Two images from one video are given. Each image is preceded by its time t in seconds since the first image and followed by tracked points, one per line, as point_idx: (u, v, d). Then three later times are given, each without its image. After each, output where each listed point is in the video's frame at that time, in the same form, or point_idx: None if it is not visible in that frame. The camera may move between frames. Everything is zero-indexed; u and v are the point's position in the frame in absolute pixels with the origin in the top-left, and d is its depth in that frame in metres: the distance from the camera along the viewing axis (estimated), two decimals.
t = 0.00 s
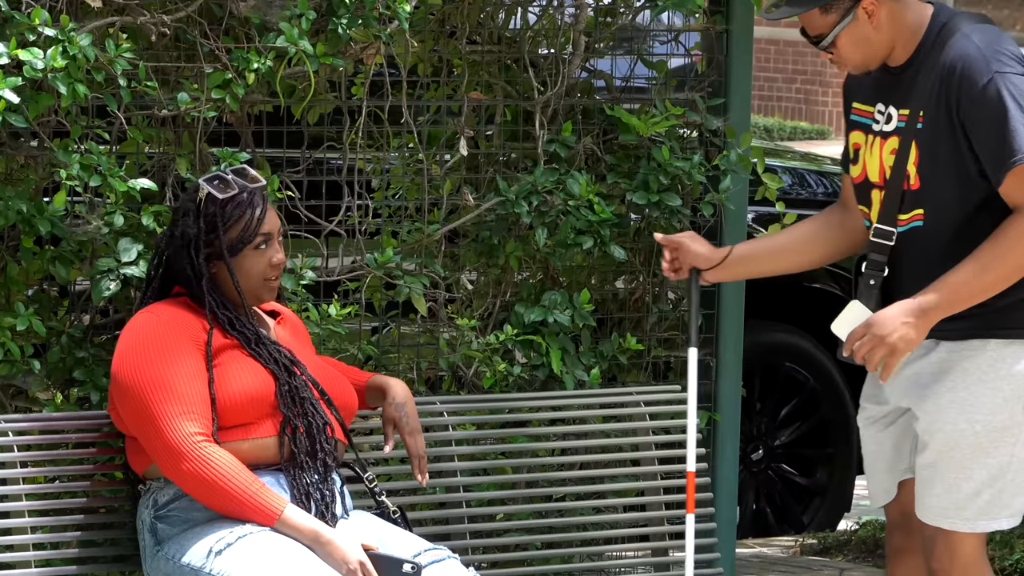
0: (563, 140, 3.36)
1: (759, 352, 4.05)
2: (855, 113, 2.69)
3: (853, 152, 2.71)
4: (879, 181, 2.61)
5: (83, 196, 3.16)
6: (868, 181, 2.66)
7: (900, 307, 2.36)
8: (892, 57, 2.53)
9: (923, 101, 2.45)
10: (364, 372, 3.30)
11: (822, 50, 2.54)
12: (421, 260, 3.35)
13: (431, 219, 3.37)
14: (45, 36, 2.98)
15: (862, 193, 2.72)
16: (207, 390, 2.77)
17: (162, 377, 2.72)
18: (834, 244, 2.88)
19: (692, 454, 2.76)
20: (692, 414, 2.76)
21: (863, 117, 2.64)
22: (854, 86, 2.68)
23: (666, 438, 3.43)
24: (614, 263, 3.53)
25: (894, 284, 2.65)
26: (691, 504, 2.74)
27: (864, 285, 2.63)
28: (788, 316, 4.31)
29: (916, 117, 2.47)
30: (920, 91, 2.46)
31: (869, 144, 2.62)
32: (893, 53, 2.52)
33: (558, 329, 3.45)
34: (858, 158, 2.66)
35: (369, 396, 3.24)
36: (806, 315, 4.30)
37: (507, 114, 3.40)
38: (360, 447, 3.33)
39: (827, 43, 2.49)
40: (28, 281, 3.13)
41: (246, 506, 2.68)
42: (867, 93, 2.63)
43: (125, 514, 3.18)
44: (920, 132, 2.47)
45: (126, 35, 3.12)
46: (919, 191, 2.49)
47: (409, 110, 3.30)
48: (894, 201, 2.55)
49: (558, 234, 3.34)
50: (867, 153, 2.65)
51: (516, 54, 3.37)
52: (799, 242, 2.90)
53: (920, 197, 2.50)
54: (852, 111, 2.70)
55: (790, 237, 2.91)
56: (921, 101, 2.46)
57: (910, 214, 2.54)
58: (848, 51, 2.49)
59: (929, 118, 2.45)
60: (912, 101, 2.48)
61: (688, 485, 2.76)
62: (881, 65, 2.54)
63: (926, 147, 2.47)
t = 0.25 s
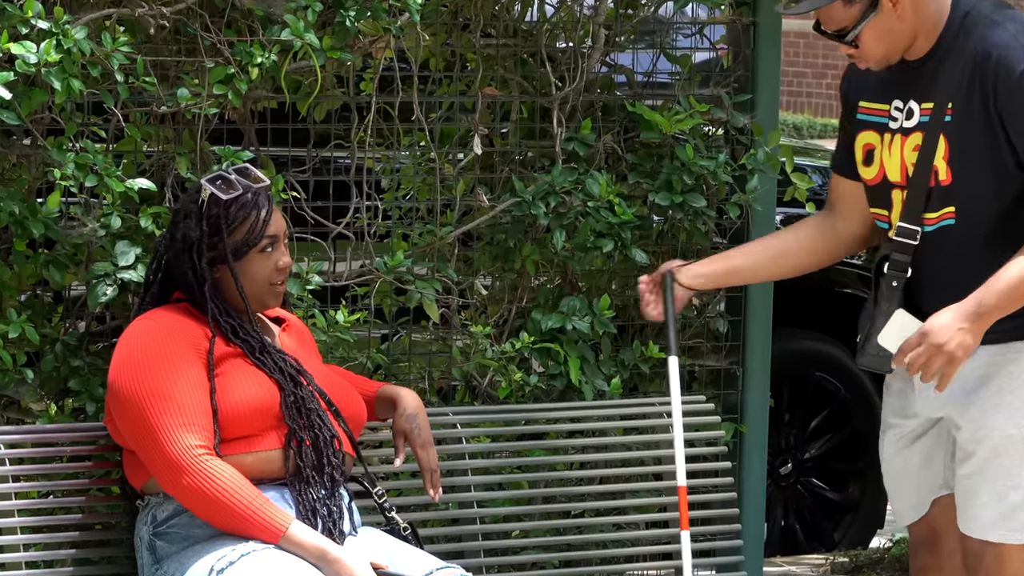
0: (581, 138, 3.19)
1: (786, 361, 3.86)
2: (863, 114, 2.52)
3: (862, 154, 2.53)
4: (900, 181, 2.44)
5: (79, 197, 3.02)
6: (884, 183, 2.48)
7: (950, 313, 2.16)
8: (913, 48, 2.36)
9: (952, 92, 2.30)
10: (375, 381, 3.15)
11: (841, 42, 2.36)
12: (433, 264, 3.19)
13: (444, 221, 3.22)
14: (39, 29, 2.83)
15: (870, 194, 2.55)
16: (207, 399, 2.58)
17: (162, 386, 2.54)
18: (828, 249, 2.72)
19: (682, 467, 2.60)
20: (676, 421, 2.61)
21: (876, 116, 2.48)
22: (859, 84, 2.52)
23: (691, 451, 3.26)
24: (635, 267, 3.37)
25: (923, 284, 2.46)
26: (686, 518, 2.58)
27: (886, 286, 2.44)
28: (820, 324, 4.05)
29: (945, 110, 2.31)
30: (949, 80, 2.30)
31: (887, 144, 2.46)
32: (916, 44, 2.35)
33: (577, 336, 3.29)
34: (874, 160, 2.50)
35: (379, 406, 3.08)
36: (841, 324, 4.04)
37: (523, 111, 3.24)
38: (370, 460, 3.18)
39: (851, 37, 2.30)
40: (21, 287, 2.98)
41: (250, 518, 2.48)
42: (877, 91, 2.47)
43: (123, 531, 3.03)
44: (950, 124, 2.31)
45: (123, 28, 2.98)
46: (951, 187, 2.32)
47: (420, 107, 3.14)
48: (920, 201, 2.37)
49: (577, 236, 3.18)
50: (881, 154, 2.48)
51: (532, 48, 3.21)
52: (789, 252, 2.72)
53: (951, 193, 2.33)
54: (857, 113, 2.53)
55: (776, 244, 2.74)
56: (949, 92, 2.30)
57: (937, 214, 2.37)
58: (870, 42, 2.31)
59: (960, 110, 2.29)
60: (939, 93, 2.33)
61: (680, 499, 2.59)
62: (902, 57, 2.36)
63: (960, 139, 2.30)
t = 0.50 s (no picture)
0: (603, 137, 3.03)
1: (818, 370, 3.71)
2: (889, 111, 2.31)
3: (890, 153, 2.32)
4: (937, 182, 2.23)
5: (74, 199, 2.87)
6: (917, 184, 2.27)
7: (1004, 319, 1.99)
8: (951, 41, 2.14)
9: (1000, 85, 2.09)
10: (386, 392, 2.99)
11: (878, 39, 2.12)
12: (446, 270, 3.04)
13: (457, 224, 3.06)
14: (31, 22, 2.68)
15: (898, 194, 2.34)
16: (211, 412, 2.38)
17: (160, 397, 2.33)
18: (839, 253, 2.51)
19: (706, 484, 2.29)
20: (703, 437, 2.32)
21: (906, 113, 2.27)
22: (888, 79, 2.32)
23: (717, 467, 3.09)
24: (659, 273, 3.21)
25: (961, 283, 2.24)
26: (712, 539, 2.26)
27: (927, 295, 2.23)
28: (854, 334, 3.86)
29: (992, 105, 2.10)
30: (991, 75, 2.10)
31: (920, 144, 2.25)
32: (955, 37, 2.14)
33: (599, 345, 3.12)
34: (905, 160, 2.29)
35: (388, 419, 2.89)
36: (874, 332, 3.86)
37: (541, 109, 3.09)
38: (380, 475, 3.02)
39: (896, 32, 2.06)
40: (12, 293, 2.83)
41: (255, 537, 2.28)
42: (908, 87, 2.26)
43: (120, 551, 2.87)
44: (997, 121, 2.10)
45: (121, 22, 2.83)
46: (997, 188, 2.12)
47: (433, 104, 2.99)
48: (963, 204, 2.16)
49: (598, 241, 3.01)
50: (913, 153, 2.27)
51: (551, 43, 3.05)
52: (793, 261, 2.51)
53: (997, 194, 2.13)
54: (883, 110, 2.33)
55: (779, 254, 2.52)
56: (996, 87, 2.10)
57: (981, 217, 2.16)
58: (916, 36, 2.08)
59: (1009, 105, 2.09)
60: (983, 89, 2.12)
61: (705, 521, 2.27)
62: (940, 50, 2.15)
63: (1006, 137, 2.10)
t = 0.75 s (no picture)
0: (628, 137, 2.87)
1: (853, 383, 3.52)
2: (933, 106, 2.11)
3: (929, 150, 2.13)
4: (982, 185, 2.04)
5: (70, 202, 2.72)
6: (958, 186, 2.08)
7: None
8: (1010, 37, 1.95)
9: None
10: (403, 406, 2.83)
11: (934, 31, 1.91)
12: (462, 277, 2.88)
13: (473, 229, 2.91)
14: (23, 15, 2.54)
15: (938, 194, 2.15)
16: (213, 426, 2.18)
17: (159, 411, 2.13)
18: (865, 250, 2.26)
19: (747, 501, 1.93)
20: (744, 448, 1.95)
21: (952, 109, 2.09)
22: (935, 71, 2.13)
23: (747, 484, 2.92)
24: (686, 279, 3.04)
25: (1006, 292, 2.07)
26: (754, 560, 1.90)
27: (971, 304, 2.08)
28: (890, 344, 3.69)
29: None
30: None
31: (965, 142, 2.06)
32: (1014, 33, 1.95)
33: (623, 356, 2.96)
34: (948, 159, 2.09)
35: (402, 435, 2.70)
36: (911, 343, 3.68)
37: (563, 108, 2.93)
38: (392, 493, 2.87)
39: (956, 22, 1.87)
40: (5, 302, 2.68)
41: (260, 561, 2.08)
42: (958, 81, 2.08)
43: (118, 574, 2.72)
44: None
45: (120, 16, 2.69)
46: None
47: (448, 103, 2.83)
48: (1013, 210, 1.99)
49: (622, 246, 2.85)
50: (956, 152, 2.08)
51: (573, 38, 2.90)
52: (820, 258, 2.24)
53: None
54: (928, 105, 2.14)
55: (805, 253, 2.25)
56: None
57: None
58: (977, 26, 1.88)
59: None
60: None
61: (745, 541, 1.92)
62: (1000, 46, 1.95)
63: None
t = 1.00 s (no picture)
0: (655, 134, 2.71)
1: (892, 395, 3.39)
2: (986, 90, 1.93)
3: (982, 139, 1.94)
4: None
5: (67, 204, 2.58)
6: (1008, 175, 1.89)
7: None
8: None
9: None
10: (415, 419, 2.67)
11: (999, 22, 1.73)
12: (480, 283, 2.72)
13: (492, 232, 2.76)
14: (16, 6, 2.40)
15: (987, 184, 1.96)
16: (217, 440, 1.97)
17: (161, 425, 1.92)
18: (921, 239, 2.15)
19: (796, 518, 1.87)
20: (793, 466, 1.91)
21: (1004, 93, 1.90)
22: (991, 52, 1.94)
23: (781, 502, 2.75)
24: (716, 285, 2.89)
25: None
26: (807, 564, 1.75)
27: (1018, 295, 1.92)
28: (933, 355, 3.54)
29: None
30: None
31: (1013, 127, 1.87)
32: None
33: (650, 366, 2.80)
34: (998, 146, 1.90)
35: (418, 449, 2.51)
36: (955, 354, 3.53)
37: (586, 104, 2.78)
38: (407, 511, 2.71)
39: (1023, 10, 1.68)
40: None
41: None
42: (1011, 61, 1.89)
43: None
44: None
45: (119, 7, 2.55)
46: None
47: (465, 99, 2.68)
48: None
49: (650, 250, 2.68)
50: (1005, 139, 1.89)
51: (597, 31, 2.75)
52: (872, 248, 2.15)
53: None
54: (981, 90, 1.95)
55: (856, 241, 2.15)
56: None
57: None
58: None
59: None
60: None
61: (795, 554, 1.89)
62: None
63: None
